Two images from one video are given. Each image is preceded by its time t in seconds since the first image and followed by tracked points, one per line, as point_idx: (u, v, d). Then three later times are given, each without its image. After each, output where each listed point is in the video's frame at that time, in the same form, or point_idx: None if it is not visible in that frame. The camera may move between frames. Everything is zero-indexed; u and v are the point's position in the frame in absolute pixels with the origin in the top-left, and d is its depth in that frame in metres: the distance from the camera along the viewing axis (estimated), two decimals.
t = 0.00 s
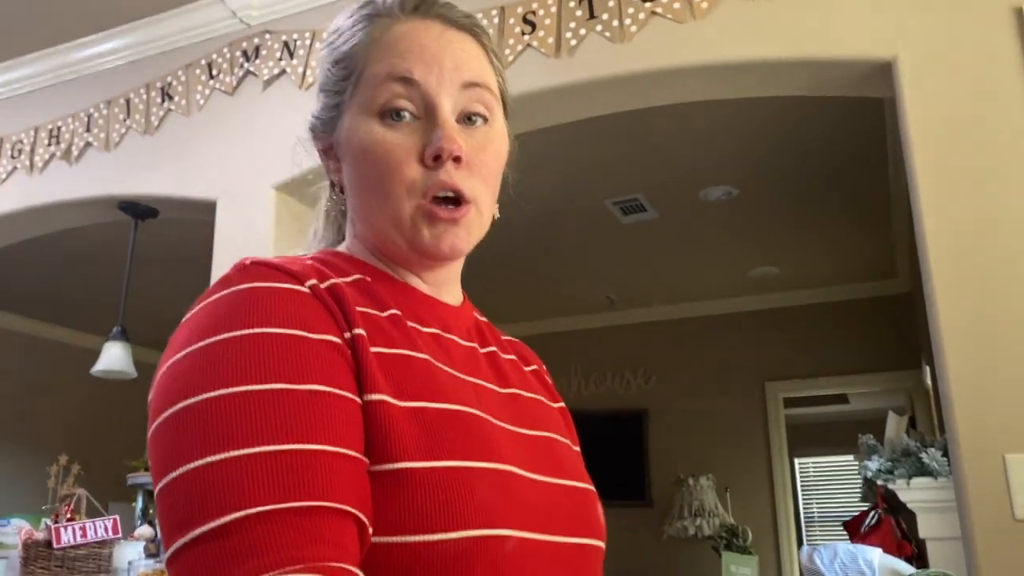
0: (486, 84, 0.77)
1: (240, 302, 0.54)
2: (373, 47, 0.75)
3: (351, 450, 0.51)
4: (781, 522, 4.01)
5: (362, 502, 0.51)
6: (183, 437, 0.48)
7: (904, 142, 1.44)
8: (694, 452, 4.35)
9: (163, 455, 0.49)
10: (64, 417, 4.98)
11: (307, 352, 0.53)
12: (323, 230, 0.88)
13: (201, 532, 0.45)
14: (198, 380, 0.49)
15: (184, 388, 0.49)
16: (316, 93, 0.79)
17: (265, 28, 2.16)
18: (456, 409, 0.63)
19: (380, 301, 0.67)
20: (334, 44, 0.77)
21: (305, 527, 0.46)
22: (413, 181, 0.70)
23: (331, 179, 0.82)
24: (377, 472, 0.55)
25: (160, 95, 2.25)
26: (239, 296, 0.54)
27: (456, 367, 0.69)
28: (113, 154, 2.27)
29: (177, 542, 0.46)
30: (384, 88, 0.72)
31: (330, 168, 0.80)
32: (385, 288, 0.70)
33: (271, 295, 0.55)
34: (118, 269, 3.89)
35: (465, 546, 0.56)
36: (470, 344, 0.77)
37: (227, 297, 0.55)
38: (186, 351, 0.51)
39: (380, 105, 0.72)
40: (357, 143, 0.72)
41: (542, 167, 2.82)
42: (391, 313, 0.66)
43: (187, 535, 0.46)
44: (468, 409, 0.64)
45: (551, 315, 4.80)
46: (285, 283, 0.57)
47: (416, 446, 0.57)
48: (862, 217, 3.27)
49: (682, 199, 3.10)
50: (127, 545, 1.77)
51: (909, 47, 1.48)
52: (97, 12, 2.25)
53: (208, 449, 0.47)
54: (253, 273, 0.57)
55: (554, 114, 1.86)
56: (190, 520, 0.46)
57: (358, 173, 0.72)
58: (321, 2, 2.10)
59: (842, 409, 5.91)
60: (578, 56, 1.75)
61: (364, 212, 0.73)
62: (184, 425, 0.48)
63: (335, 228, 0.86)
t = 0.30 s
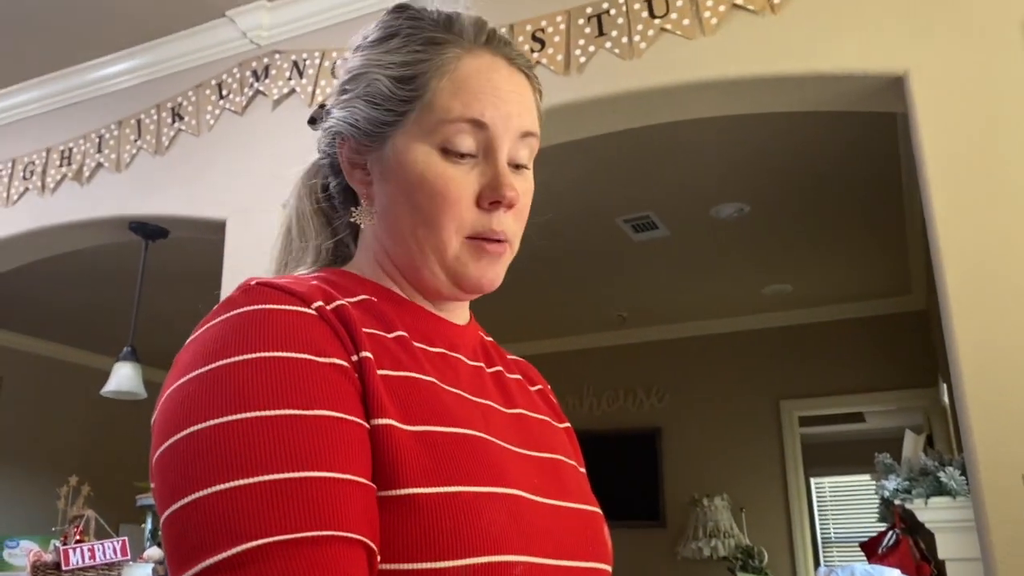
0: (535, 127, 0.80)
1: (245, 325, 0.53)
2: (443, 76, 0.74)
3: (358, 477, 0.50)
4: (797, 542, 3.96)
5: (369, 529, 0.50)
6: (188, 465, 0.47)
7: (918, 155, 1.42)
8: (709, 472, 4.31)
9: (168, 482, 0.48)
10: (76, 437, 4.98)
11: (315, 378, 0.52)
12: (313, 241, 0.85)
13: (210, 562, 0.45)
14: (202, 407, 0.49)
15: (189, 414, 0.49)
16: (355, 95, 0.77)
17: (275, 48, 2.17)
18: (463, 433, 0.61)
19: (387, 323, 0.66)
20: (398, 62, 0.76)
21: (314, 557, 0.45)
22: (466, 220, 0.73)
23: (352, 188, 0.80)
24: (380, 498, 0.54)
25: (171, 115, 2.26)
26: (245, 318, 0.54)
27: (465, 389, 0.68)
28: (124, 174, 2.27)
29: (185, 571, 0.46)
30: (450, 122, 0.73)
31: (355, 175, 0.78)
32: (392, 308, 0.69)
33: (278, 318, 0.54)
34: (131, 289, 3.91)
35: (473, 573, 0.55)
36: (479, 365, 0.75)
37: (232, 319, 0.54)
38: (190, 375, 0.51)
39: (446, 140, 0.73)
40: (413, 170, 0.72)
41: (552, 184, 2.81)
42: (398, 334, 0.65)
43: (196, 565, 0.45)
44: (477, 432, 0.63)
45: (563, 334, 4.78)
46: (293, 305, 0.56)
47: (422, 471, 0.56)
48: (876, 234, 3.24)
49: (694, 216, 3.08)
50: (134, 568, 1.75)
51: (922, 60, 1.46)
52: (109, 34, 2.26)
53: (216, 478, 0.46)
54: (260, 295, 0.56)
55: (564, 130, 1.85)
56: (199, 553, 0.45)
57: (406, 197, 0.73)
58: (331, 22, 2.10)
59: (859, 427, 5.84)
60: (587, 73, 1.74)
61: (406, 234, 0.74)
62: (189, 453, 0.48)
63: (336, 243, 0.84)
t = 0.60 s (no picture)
0: (544, 136, 0.81)
1: (249, 341, 0.54)
2: (454, 86, 0.75)
3: (349, 499, 0.51)
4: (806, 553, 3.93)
5: (356, 553, 0.50)
6: (186, 479, 0.48)
7: (923, 165, 1.42)
8: (717, 482, 4.29)
9: (167, 494, 0.49)
10: (84, 450, 4.99)
11: (315, 397, 0.53)
12: (320, 254, 0.85)
13: None
14: (205, 421, 0.50)
15: (192, 428, 0.50)
16: (368, 108, 0.77)
17: (282, 63, 2.18)
18: (470, 448, 0.62)
19: (397, 337, 0.67)
20: (409, 74, 0.76)
21: None
22: (480, 229, 0.74)
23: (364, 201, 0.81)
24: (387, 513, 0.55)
25: (179, 129, 2.28)
26: (253, 334, 0.55)
27: (473, 403, 0.69)
28: (133, 188, 2.29)
29: None
30: (464, 132, 0.74)
31: (369, 189, 0.79)
32: (402, 322, 0.70)
33: (284, 334, 0.55)
34: (140, 302, 3.92)
35: None
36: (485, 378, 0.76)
37: (238, 335, 0.55)
38: (197, 389, 0.52)
39: (459, 150, 0.74)
40: (427, 181, 0.73)
41: (558, 195, 2.82)
42: (406, 349, 0.66)
43: None
44: (483, 447, 0.64)
45: (571, 345, 4.77)
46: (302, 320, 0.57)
47: (429, 487, 0.57)
48: (883, 243, 3.24)
49: (700, 226, 3.08)
50: None
51: (927, 70, 1.46)
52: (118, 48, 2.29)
53: (209, 494, 0.47)
54: (268, 309, 0.57)
55: (571, 141, 1.85)
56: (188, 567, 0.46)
57: (421, 208, 0.74)
58: (338, 36, 2.12)
59: (868, 438, 5.81)
60: (593, 85, 1.75)
61: (419, 244, 0.74)
62: (189, 465, 0.49)
63: (345, 257, 0.85)
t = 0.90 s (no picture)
0: (532, 139, 0.80)
1: (236, 348, 0.55)
2: (432, 91, 0.77)
3: (324, 504, 0.51)
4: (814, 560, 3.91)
5: (327, 561, 0.51)
6: (170, 478, 0.49)
7: (929, 169, 1.42)
8: (724, 488, 4.28)
9: (153, 492, 0.50)
10: (91, 457, 5.00)
11: (306, 404, 0.53)
12: (333, 263, 0.87)
13: None
14: (197, 423, 0.50)
15: (184, 428, 0.51)
16: (358, 123, 0.80)
17: (287, 70, 2.19)
18: (472, 452, 0.62)
19: (401, 342, 0.67)
20: (388, 85, 0.79)
21: None
22: (461, 228, 0.73)
23: (364, 218, 0.82)
24: (392, 515, 0.55)
25: (185, 137, 2.29)
26: (252, 338, 0.55)
27: (478, 407, 0.69)
28: (139, 196, 2.30)
29: None
30: (441, 133, 0.75)
31: (364, 202, 0.80)
32: (408, 328, 0.70)
33: (282, 338, 0.56)
34: (146, 310, 3.93)
35: None
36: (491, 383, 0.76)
37: (229, 342, 0.56)
38: (194, 391, 0.53)
39: (435, 151, 0.74)
40: (407, 184, 0.74)
41: (564, 201, 2.82)
42: (411, 355, 0.66)
43: None
44: (485, 451, 0.64)
45: (576, 350, 4.77)
46: (301, 326, 0.58)
47: (431, 490, 0.57)
48: (889, 248, 3.23)
49: (706, 231, 3.08)
50: None
51: (932, 74, 1.46)
52: (124, 57, 2.30)
53: (190, 495, 0.48)
54: (270, 315, 0.58)
55: (578, 146, 1.85)
56: (158, 562, 0.47)
57: (403, 210, 0.74)
58: (343, 43, 2.13)
59: (875, 443, 5.79)
60: (598, 91, 1.75)
61: (404, 248, 0.74)
62: (175, 465, 0.50)
63: (351, 264, 0.86)
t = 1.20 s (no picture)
0: (528, 143, 0.80)
1: (235, 359, 0.55)
2: (423, 99, 0.77)
3: (319, 516, 0.51)
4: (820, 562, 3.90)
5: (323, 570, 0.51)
6: (167, 487, 0.50)
7: (933, 172, 1.42)
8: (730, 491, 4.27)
9: (151, 499, 0.50)
10: (96, 461, 5.01)
11: (303, 415, 0.53)
12: (343, 270, 0.88)
13: None
14: (193, 434, 0.51)
15: (180, 439, 0.51)
16: (355, 133, 0.81)
17: (292, 75, 2.20)
18: (469, 459, 0.62)
19: (400, 350, 0.67)
20: (381, 94, 0.79)
21: None
22: (455, 236, 0.73)
23: (364, 226, 0.83)
24: (383, 523, 0.55)
25: (190, 141, 2.30)
26: (251, 349, 0.56)
27: (478, 414, 0.69)
28: (145, 201, 2.30)
29: None
30: (432, 143, 0.75)
31: (363, 211, 0.81)
32: (407, 336, 0.70)
33: (279, 349, 0.56)
34: (151, 314, 3.94)
35: None
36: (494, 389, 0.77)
37: (227, 353, 0.56)
38: (192, 401, 0.53)
39: (427, 160, 0.75)
40: (401, 194, 0.74)
41: (568, 203, 2.82)
42: (410, 362, 0.67)
43: None
44: (483, 458, 0.64)
45: (581, 353, 4.76)
46: (299, 338, 0.58)
47: (422, 497, 0.57)
48: (894, 249, 3.22)
49: (711, 232, 3.07)
50: None
51: (936, 76, 1.46)
52: (130, 61, 2.30)
53: (186, 505, 0.48)
54: (268, 326, 0.58)
55: (583, 149, 1.85)
56: (153, 569, 0.48)
57: (397, 221, 0.75)
58: (348, 48, 2.13)
59: (882, 445, 5.77)
60: (602, 94, 1.75)
61: (400, 259, 0.75)
62: (171, 474, 0.50)
63: (359, 269, 0.86)
